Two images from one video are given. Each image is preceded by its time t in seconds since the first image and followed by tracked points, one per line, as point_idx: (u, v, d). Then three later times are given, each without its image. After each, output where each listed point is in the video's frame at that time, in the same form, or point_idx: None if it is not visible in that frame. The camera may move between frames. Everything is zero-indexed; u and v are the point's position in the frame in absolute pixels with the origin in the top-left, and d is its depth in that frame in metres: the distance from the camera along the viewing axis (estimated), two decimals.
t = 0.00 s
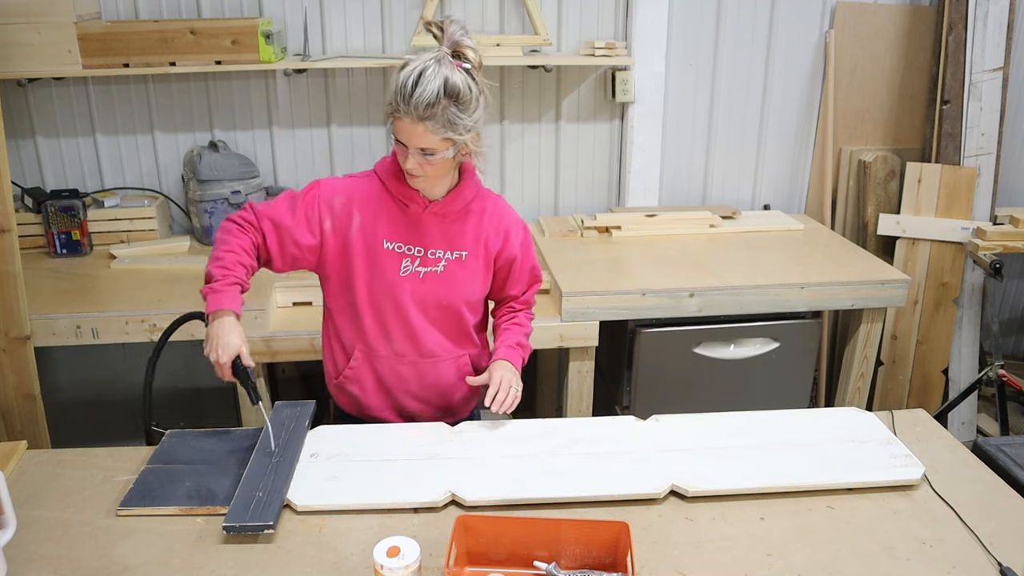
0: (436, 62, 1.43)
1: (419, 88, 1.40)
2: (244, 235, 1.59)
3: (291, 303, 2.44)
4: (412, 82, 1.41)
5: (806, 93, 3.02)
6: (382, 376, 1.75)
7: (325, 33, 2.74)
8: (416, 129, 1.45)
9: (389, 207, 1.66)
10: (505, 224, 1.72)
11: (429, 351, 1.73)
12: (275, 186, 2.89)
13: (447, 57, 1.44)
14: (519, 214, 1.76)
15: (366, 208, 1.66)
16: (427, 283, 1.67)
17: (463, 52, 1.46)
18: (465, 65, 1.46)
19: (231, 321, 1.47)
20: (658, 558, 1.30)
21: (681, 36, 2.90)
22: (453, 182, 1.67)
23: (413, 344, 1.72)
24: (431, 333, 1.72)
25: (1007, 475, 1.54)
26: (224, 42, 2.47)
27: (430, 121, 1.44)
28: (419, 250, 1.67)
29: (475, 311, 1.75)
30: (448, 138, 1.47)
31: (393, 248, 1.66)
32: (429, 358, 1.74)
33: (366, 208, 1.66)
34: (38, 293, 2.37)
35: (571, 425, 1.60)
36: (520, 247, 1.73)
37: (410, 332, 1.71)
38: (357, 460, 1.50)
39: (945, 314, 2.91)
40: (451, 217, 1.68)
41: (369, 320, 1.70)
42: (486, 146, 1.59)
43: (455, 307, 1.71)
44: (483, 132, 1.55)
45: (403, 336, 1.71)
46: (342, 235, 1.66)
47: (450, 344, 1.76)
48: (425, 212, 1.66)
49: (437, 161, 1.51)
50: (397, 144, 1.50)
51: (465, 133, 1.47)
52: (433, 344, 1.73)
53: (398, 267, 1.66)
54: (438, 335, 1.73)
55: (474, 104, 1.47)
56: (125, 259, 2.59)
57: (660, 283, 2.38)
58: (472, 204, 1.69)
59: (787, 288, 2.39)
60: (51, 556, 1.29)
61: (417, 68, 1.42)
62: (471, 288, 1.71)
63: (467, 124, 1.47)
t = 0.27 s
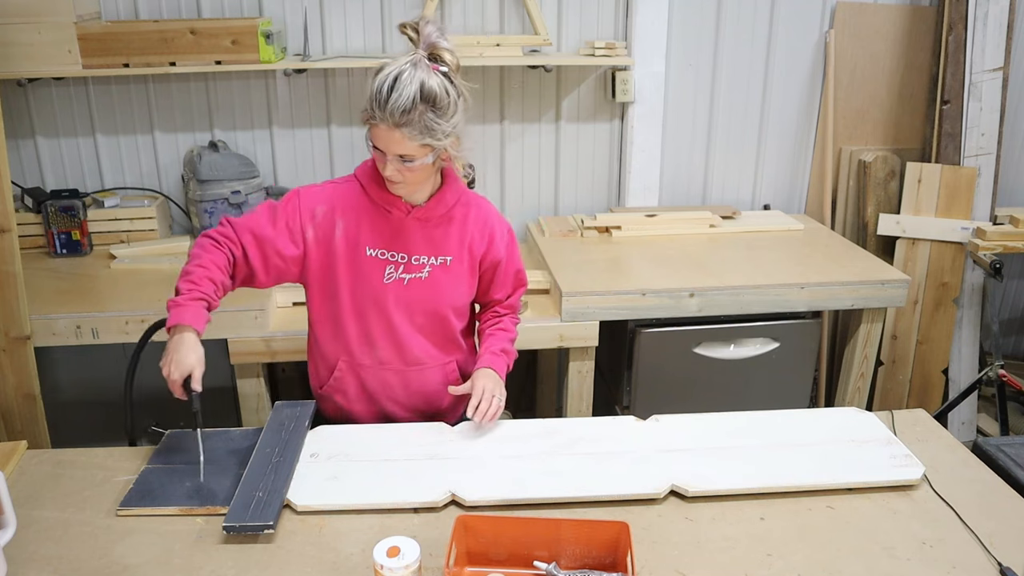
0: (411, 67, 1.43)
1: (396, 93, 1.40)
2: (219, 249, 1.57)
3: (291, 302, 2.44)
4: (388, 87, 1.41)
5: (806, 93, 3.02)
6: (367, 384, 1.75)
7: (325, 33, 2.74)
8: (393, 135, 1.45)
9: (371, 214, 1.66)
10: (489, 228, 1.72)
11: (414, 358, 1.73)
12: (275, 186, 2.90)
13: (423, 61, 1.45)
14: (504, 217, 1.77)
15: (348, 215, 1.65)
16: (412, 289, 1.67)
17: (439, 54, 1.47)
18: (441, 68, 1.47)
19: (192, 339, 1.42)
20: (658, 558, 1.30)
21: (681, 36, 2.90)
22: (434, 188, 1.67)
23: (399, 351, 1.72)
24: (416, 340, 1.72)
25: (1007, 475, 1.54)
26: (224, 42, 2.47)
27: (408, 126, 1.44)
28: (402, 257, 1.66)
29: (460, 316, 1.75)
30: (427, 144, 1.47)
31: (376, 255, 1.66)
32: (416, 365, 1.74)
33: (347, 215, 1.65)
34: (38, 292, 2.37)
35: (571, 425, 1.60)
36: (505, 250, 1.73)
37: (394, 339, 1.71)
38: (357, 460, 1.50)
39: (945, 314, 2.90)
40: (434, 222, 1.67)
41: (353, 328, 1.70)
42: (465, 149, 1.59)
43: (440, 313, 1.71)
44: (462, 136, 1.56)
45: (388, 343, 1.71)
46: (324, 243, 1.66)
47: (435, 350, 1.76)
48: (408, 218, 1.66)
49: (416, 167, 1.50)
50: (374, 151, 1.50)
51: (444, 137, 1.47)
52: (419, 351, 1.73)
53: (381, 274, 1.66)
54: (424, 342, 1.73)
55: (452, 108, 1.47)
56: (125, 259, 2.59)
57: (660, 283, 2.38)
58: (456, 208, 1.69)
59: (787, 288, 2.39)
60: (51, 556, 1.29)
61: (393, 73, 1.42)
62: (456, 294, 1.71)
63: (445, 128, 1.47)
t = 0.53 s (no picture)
0: (400, 72, 1.42)
1: (382, 98, 1.40)
2: (213, 237, 1.62)
3: (291, 302, 2.44)
4: (376, 91, 1.41)
5: (805, 92, 3.02)
6: (357, 384, 1.75)
7: (325, 33, 2.74)
8: (380, 140, 1.44)
9: (360, 215, 1.66)
10: (483, 235, 1.69)
11: (404, 360, 1.72)
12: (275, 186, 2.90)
13: (413, 65, 1.43)
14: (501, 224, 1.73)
15: (339, 215, 1.66)
16: (399, 292, 1.66)
17: (432, 58, 1.46)
18: (433, 73, 1.45)
19: (178, 322, 1.48)
20: (658, 558, 1.30)
21: (681, 36, 2.90)
22: (427, 190, 1.65)
23: (389, 353, 1.71)
24: (404, 343, 1.71)
25: (1007, 475, 1.54)
26: (224, 42, 2.47)
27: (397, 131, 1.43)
28: (390, 258, 1.66)
29: (451, 322, 1.72)
30: (414, 151, 1.46)
31: (364, 256, 1.66)
32: (405, 368, 1.73)
33: (337, 214, 1.66)
34: (38, 292, 2.37)
35: (571, 425, 1.60)
36: (500, 259, 1.69)
37: (382, 341, 1.70)
38: (356, 460, 1.50)
39: (945, 314, 2.90)
40: (425, 225, 1.66)
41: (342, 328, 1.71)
42: (459, 156, 1.58)
43: (429, 318, 1.69)
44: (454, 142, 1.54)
45: (379, 344, 1.71)
46: (314, 241, 1.67)
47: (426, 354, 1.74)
48: (398, 220, 1.65)
49: (404, 173, 1.49)
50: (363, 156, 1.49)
51: (432, 144, 1.46)
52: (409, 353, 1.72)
53: (369, 275, 1.66)
54: (413, 345, 1.72)
55: (441, 114, 1.46)
56: (125, 259, 2.59)
57: (660, 283, 2.38)
58: (448, 212, 1.67)
59: (787, 288, 2.39)
60: (51, 556, 1.29)
61: (381, 77, 1.42)
62: (445, 299, 1.69)
63: (433, 135, 1.45)
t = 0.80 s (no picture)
0: (399, 73, 1.41)
1: (381, 99, 1.39)
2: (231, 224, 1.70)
3: (291, 302, 2.44)
4: (375, 93, 1.40)
5: (805, 92, 3.02)
6: (355, 381, 1.75)
7: (325, 33, 2.74)
8: (378, 142, 1.44)
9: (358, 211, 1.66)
10: (480, 237, 1.65)
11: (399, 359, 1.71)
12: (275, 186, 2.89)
13: (413, 66, 1.43)
14: (503, 228, 1.69)
15: (338, 210, 1.68)
16: (392, 290, 1.65)
17: (431, 59, 1.45)
18: (432, 75, 1.45)
19: (204, 301, 1.57)
20: (658, 558, 1.30)
21: (681, 36, 2.90)
22: (427, 189, 1.63)
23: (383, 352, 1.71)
24: (399, 342, 1.70)
25: (1007, 475, 1.54)
26: (224, 43, 2.47)
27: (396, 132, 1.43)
28: (385, 256, 1.65)
29: (446, 324, 1.70)
30: (413, 152, 1.45)
31: (359, 252, 1.66)
32: (401, 367, 1.72)
33: (337, 209, 1.68)
34: (38, 292, 2.37)
35: (571, 425, 1.60)
36: (496, 262, 1.64)
37: (376, 339, 1.70)
38: (356, 460, 1.50)
39: (945, 315, 2.90)
40: (420, 224, 1.64)
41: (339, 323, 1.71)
42: (459, 156, 1.57)
43: (422, 318, 1.67)
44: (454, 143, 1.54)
45: (373, 342, 1.70)
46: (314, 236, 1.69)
47: (422, 355, 1.72)
48: (394, 219, 1.64)
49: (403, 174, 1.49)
50: (361, 156, 1.50)
51: (431, 146, 1.46)
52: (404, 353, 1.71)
53: (363, 271, 1.66)
54: (408, 344, 1.70)
55: (440, 116, 1.45)
56: (125, 259, 2.59)
57: (660, 283, 2.38)
58: (445, 213, 1.64)
59: (787, 288, 2.39)
60: (51, 556, 1.29)
61: (381, 79, 1.41)
62: (438, 301, 1.66)
63: (432, 137, 1.45)
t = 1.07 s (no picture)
0: (411, 71, 1.41)
1: (393, 97, 1.39)
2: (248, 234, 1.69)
3: (291, 303, 2.44)
4: (386, 90, 1.40)
5: (805, 92, 3.02)
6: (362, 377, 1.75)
7: (325, 33, 2.74)
8: (390, 139, 1.44)
9: (367, 210, 1.66)
10: (488, 235, 1.66)
11: (405, 357, 1.71)
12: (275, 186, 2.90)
13: (422, 64, 1.43)
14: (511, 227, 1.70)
15: (347, 207, 1.67)
16: (399, 287, 1.65)
17: (438, 57, 1.45)
18: (441, 72, 1.45)
19: (242, 311, 1.57)
20: (658, 558, 1.30)
21: (680, 36, 2.90)
22: (435, 188, 1.63)
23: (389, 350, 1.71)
24: (406, 340, 1.70)
25: (1007, 475, 1.54)
26: (224, 43, 2.47)
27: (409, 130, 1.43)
28: (393, 253, 1.65)
29: (452, 322, 1.70)
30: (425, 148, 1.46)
31: (368, 249, 1.66)
32: (408, 364, 1.72)
33: (346, 207, 1.67)
34: (38, 292, 2.37)
35: (571, 425, 1.60)
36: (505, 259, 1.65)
37: (384, 336, 1.70)
38: (356, 460, 1.50)
39: (945, 315, 2.90)
40: (428, 222, 1.64)
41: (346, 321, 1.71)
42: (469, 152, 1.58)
43: (430, 316, 1.67)
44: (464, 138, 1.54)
45: (379, 340, 1.70)
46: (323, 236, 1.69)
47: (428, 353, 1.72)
48: (402, 216, 1.64)
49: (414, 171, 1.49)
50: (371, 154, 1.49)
51: (442, 142, 1.46)
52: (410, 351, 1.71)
53: (371, 268, 1.65)
54: (416, 341, 1.71)
55: (452, 112, 1.45)
56: (125, 259, 2.59)
57: (660, 283, 2.38)
58: (453, 210, 1.64)
59: (787, 288, 2.39)
60: (51, 555, 1.29)
61: (391, 77, 1.41)
62: (445, 297, 1.66)
63: (443, 133, 1.45)
